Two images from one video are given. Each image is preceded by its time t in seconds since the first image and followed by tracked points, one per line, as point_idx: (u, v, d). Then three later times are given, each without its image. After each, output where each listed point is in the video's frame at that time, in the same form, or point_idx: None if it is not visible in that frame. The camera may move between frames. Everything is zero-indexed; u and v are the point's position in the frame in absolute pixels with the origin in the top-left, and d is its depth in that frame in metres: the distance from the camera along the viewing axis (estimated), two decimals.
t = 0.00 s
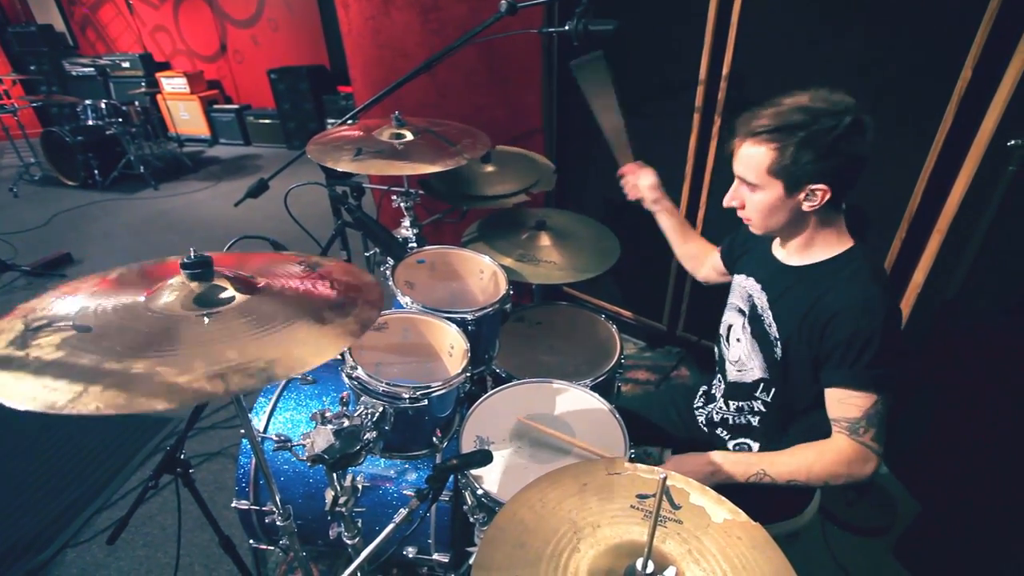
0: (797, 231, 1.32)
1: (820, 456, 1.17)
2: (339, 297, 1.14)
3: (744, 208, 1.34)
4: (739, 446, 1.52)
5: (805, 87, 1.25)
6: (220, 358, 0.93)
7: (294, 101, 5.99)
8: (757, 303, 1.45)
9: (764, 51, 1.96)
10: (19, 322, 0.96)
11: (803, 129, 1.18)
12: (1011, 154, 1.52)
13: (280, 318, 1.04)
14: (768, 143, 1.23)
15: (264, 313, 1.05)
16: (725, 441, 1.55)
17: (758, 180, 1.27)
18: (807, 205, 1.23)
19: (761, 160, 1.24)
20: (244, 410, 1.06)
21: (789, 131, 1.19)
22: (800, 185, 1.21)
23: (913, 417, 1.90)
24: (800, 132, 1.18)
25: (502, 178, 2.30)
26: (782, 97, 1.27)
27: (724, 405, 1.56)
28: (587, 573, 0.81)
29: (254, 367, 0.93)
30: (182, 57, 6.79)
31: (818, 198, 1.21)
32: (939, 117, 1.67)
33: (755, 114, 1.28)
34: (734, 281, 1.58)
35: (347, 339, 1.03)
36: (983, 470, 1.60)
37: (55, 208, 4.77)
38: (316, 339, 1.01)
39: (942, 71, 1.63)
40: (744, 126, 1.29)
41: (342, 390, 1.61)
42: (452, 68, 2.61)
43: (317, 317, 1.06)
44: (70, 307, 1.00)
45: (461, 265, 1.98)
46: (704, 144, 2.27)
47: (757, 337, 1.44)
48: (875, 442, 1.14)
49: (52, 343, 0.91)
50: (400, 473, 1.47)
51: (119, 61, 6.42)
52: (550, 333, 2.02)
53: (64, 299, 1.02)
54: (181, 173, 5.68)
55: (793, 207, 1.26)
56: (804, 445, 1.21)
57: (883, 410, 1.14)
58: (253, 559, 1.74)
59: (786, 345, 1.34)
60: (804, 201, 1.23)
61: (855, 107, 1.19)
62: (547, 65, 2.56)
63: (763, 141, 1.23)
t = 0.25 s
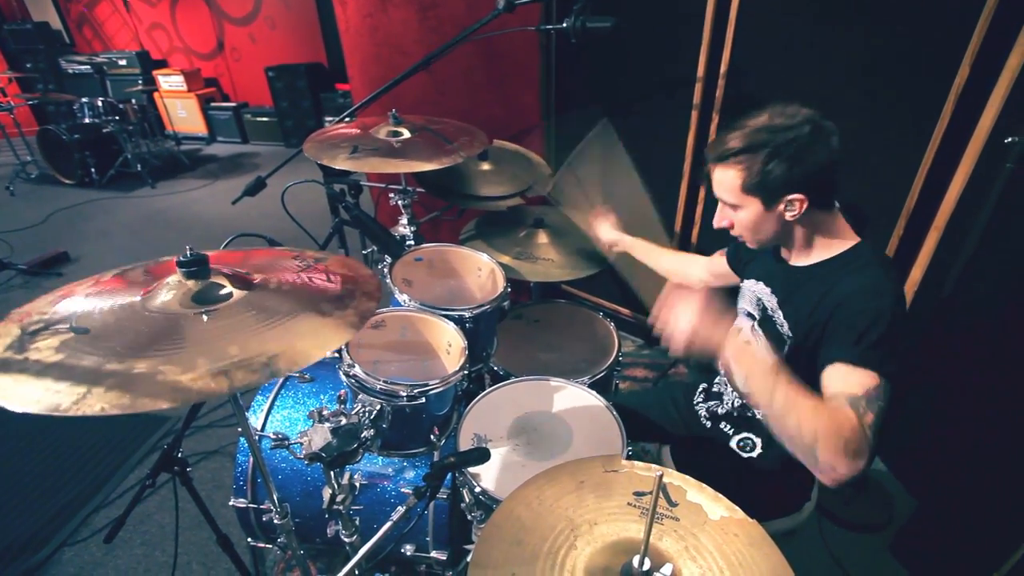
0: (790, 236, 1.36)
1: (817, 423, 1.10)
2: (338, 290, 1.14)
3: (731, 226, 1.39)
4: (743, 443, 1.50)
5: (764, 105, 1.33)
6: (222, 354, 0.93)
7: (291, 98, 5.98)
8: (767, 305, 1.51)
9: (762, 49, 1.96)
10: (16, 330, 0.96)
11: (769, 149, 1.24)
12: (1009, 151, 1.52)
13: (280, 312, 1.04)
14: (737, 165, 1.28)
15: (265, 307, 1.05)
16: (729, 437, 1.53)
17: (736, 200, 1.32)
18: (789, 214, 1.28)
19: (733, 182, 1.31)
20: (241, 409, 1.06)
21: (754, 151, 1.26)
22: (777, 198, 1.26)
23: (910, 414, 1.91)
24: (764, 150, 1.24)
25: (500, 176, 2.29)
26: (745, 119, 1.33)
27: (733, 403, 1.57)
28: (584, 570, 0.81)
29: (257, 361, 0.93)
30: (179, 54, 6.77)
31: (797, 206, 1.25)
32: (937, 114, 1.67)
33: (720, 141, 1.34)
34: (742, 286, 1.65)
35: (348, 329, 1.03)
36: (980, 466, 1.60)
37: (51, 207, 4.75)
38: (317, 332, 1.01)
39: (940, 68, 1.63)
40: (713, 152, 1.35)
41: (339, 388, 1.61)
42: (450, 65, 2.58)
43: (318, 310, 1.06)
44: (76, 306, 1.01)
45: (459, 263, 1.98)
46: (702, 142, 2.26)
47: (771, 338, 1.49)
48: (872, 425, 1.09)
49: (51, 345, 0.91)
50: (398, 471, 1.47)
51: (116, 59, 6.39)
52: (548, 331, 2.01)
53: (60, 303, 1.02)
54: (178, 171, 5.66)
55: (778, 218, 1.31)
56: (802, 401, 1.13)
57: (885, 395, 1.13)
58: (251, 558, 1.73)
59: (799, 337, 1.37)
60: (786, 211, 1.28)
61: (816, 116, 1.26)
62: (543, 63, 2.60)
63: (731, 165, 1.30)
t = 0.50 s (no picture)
0: (765, 228, 1.39)
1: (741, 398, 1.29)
2: (333, 293, 1.13)
3: (711, 214, 1.42)
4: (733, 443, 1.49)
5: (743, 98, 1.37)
6: (222, 357, 0.93)
7: (291, 98, 5.97)
8: (748, 301, 1.48)
9: (762, 47, 1.96)
10: (10, 325, 0.95)
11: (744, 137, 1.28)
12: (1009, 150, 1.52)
13: (278, 315, 1.03)
14: (714, 153, 1.33)
15: (263, 310, 1.04)
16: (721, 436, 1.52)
17: (715, 188, 1.36)
18: (766, 204, 1.30)
19: (711, 170, 1.35)
20: (239, 410, 1.06)
21: (730, 139, 1.30)
22: (753, 187, 1.29)
23: (910, 413, 1.91)
24: (740, 138, 1.29)
25: (500, 174, 2.29)
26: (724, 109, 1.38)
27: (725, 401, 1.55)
28: (583, 570, 0.81)
29: (258, 363, 0.93)
30: (179, 54, 6.76)
31: (773, 195, 1.27)
32: (937, 113, 1.67)
33: (699, 130, 1.39)
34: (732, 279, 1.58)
35: (348, 336, 1.02)
36: (980, 465, 1.60)
37: (51, 206, 4.75)
38: (315, 337, 1.00)
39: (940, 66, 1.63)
40: (692, 140, 1.40)
41: (339, 388, 1.61)
42: (449, 64, 2.58)
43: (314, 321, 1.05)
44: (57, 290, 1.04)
45: (458, 262, 1.97)
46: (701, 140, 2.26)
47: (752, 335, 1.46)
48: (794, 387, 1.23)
49: (50, 344, 0.90)
50: (398, 470, 1.47)
51: (115, 58, 6.39)
52: (548, 330, 2.01)
53: (53, 301, 1.01)
54: (178, 171, 5.65)
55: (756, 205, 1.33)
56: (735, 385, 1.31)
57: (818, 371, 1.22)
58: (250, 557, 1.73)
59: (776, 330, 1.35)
60: (763, 200, 1.30)
61: (790, 109, 1.30)
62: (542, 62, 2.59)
63: (709, 154, 1.35)
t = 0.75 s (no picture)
0: (754, 224, 1.36)
1: (699, 385, 1.24)
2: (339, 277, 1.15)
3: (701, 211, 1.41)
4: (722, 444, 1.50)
5: (737, 95, 1.36)
6: (225, 359, 0.93)
7: (293, 100, 5.99)
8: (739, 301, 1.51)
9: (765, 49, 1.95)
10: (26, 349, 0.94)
11: (732, 131, 1.27)
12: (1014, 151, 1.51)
13: (280, 315, 1.03)
14: (703, 149, 1.32)
15: (266, 310, 1.04)
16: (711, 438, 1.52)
17: (704, 184, 1.35)
18: (753, 202, 1.29)
19: (700, 165, 1.34)
20: (241, 412, 1.06)
21: (720, 134, 1.29)
22: (739, 183, 1.27)
23: (913, 415, 1.90)
24: (730, 133, 1.27)
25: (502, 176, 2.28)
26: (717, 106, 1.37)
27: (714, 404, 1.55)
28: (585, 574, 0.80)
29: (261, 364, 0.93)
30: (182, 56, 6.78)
31: (759, 193, 1.26)
32: (941, 114, 1.66)
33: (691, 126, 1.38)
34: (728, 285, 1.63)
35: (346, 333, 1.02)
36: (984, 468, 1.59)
37: (55, 208, 4.76)
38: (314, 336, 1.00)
39: (944, 67, 1.62)
40: (683, 135, 1.38)
41: (341, 389, 1.61)
42: (451, 65, 2.59)
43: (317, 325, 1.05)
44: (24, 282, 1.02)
45: (460, 264, 1.97)
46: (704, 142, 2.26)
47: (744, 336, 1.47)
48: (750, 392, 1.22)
49: (68, 366, 0.91)
50: (400, 472, 1.47)
51: (119, 60, 6.41)
52: (550, 332, 2.01)
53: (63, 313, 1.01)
54: (181, 172, 5.67)
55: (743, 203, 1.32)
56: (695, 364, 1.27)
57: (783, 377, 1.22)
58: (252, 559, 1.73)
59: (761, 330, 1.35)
60: (749, 198, 1.29)
61: (781, 108, 1.29)
62: (544, 62, 2.54)
63: (699, 149, 1.34)
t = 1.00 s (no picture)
0: (751, 224, 1.35)
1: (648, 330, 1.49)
2: (328, 322, 1.13)
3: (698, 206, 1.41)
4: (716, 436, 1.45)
5: (742, 91, 1.41)
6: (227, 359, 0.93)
7: (295, 100, 5.99)
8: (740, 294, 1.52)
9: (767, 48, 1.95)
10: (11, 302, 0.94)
11: (733, 125, 1.32)
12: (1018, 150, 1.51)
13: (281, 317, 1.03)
14: (704, 141, 1.37)
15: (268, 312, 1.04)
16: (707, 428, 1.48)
17: (703, 175, 1.38)
18: (749, 197, 1.29)
19: (699, 158, 1.39)
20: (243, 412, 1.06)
21: (720, 128, 1.34)
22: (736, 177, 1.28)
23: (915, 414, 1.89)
24: (731, 128, 1.32)
25: (502, 175, 2.28)
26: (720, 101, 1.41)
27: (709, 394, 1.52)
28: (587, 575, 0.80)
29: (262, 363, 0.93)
30: (184, 56, 6.79)
31: (756, 187, 1.27)
32: (945, 113, 1.66)
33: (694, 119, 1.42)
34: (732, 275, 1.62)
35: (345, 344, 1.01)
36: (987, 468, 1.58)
37: (58, 208, 4.77)
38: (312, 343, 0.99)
39: (948, 66, 1.62)
40: (686, 127, 1.42)
41: (342, 389, 1.61)
42: (453, 65, 2.60)
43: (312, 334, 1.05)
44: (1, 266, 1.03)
45: (461, 264, 1.97)
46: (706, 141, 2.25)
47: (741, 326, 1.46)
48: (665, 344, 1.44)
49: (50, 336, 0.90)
50: (402, 471, 1.46)
51: (122, 61, 6.42)
52: (551, 331, 2.00)
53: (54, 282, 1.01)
54: (183, 172, 5.68)
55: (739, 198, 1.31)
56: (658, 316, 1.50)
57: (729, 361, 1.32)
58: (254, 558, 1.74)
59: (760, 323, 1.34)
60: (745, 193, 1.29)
61: (784, 104, 1.33)
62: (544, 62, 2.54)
63: (699, 142, 1.39)
